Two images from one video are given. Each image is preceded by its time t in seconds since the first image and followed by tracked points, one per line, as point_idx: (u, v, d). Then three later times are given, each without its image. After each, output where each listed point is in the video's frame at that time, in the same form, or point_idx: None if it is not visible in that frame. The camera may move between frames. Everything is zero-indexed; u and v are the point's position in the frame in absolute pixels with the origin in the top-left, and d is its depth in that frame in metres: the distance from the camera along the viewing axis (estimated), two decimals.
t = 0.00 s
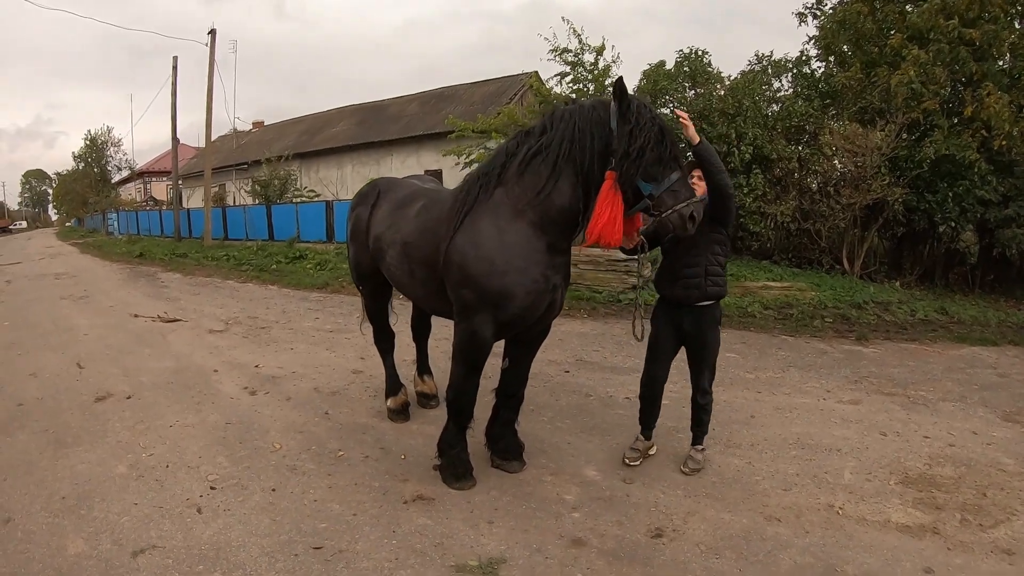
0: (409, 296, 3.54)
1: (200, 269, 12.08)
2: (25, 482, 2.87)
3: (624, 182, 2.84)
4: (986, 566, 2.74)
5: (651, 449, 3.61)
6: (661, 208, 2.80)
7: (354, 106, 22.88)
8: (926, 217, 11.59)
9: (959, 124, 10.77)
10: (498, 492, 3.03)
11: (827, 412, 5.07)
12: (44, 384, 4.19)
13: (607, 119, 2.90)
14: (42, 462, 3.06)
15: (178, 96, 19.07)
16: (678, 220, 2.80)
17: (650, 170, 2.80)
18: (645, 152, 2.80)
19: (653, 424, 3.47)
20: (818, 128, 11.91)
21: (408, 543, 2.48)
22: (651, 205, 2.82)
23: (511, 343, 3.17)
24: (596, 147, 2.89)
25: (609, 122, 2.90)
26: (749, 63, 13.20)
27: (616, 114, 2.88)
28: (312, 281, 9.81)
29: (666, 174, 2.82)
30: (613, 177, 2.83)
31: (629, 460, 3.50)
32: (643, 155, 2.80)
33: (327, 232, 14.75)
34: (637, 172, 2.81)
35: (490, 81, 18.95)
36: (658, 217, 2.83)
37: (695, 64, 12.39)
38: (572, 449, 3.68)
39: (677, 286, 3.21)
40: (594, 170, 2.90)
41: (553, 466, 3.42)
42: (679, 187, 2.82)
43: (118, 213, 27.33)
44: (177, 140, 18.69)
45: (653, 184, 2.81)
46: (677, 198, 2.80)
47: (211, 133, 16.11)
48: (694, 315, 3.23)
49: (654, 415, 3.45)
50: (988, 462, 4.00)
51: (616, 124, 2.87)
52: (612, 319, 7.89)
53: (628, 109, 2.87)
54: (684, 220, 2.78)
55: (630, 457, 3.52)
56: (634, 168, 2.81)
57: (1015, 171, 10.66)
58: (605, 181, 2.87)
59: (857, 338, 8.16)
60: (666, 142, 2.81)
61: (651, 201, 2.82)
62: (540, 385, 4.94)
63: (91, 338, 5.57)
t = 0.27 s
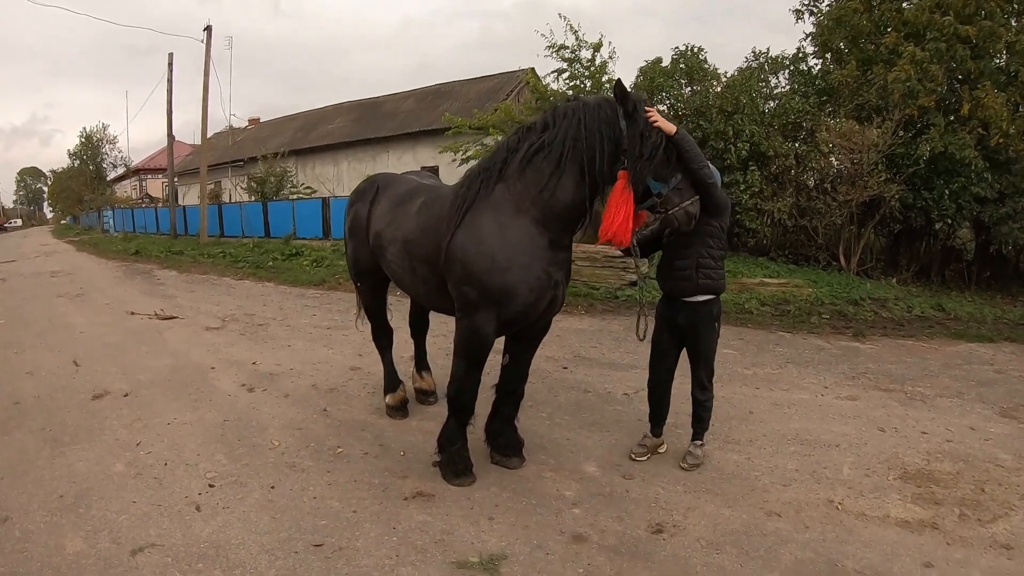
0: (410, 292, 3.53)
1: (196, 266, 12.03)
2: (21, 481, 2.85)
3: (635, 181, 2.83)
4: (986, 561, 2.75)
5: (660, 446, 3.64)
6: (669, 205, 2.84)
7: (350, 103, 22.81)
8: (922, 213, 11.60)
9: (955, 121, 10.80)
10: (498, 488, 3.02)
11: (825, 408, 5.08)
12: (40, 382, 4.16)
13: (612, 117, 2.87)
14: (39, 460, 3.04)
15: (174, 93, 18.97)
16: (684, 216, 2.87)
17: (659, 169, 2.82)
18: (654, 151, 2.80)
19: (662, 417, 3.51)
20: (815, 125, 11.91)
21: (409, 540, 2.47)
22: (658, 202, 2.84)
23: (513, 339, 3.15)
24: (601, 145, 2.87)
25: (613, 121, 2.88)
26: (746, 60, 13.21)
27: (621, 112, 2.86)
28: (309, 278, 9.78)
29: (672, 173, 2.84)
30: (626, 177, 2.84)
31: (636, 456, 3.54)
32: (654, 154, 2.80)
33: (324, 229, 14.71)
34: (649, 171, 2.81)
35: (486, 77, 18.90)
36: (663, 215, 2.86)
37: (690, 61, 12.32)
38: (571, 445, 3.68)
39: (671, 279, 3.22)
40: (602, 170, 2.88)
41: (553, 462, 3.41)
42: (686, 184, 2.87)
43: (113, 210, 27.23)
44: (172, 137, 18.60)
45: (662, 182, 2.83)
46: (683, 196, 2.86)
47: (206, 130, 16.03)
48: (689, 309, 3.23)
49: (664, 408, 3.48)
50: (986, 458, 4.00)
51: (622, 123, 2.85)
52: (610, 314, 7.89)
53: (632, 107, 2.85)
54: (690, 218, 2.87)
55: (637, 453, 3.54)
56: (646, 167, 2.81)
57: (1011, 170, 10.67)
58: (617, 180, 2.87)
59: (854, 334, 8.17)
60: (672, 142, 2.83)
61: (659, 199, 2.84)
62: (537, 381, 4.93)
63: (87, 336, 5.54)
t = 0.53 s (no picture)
0: (407, 290, 3.52)
1: (192, 264, 11.99)
2: (17, 479, 2.84)
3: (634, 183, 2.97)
4: (981, 558, 2.76)
5: (658, 443, 3.66)
6: (660, 208, 3.01)
7: (345, 100, 22.74)
8: (917, 211, 11.64)
9: (950, 120, 10.83)
10: (496, 485, 3.03)
11: (821, 405, 5.10)
12: (36, 381, 4.14)
13: (614, 118, 2.93)
14: (35, 459, 3.03)
15: (169, 90, 18.89)
16: (673, 218, 3.06)
17: (656, 172, 3.00)
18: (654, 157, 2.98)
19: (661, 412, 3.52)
20: (810, 123, 11.93)
21: (407, 538, 2.47)
22: (651, 204, 3.01)
23: (510, 337, 3.15)
24: (603, 145, 2.92)
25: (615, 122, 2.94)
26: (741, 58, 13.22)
27: (624, 113, 2.93)
28: (305, 276, 9.76)
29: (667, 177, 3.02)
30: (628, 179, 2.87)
31: (635, 451, 3.54)
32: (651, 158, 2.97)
33: (320, 226, 14.68)
34: (646, 174, 2.98)
35: (482, 75, 18.88)
36: (654, 216, 3.02)
37: (687, 59, 12.32)
38: (568, 443, 3.68)
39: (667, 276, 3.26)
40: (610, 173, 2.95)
41: (550, 459, 3.41)
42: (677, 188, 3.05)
43: (108, 208, 27.12)
44: (167, 134, 18.53)
45: (657, 185, 3.02)
46: (674, 200, 3.03)
47: (201, 127, 15.98)
48: (684, 306, 3.26)
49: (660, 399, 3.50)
50: (981, 455, 4.03)
51: (625, 125, 2.92)
52: (606, 312, 7.90)
53: (635, 110, 2.93)
54: (678, 220, 3.06)
55: (636, 448, 3.56)
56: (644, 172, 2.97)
57: (1008, 169, 10.71)
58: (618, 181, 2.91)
59: (849, 332, 8.20)
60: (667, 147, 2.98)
61: (653, 202, 3.02)
62: (534, 379, 4.94)
63: (82, 334, 5.52)
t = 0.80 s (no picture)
0: (403, 289, 3.52)
1: (188, 262, 11.95)
2: (13, 479, 2.83)
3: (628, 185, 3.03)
4: (977, 555, 2.78)
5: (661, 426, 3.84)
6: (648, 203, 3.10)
7: (341, 99, 22.70)
8: (912, 210, 11.69)
9: (945, 120, 10.88)
10: (492, 483, 3.03)
11: (817, 404, 5.12)
12: (31, 380, 4.13)
13: (613, 121, 2.94)
14: (31, 458, 3.03)
15: (164, 88, 18.82)
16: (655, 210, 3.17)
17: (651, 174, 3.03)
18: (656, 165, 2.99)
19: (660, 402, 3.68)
20: (805, 122, 11.96)
21: (404, 536, 2.47)
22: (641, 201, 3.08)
23: (506, 336, 3.16)
24: (600, 148, 2.92)
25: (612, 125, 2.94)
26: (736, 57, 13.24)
27: (623, 117, 2.95)
28: (301, 274, 9.75)
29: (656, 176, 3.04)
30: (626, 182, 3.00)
31: (639, 436, 3.77)
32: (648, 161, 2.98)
33: (316, 225, 14.66)
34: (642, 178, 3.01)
35: (478, 74, 18.87)
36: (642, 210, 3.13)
37: (682, 58, 12.34)
38: (564, 441, 3.70)
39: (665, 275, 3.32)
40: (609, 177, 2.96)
41: (546, 458, 3.42)
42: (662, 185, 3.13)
43: (102, 206, 27.03)
44: (162, 133, 18.47)
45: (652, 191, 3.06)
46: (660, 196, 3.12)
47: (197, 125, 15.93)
48: (682, 304, 3.31)
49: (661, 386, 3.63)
50: (975, 453, 4.05)
51: (624, 129, 2.94)
52: (603, 310, 7.91)
53: (633, 115, 2.96)
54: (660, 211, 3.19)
55: (640, 433, 3.78)
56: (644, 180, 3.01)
57: (1001, 168, 10.82)
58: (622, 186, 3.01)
59: (845, 330, 8.24)
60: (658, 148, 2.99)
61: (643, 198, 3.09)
62: (530, 377, 4.95)
63: (77, 333, 5.50)
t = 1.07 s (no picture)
0: (401, 286, 3.51)
1: (184, 262, 11.93)
2: (11, 478, 2.83)
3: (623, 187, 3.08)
4: (972, 550, 2.79)
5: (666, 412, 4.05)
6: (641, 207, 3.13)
7: (337, 98, 22.67)
8: (907, 208, 11.73)
9: (940, 118, 10.94)
10: (490, 480, 3.04)
11: (813, 400, 5.14)
12: (27, 379, 4.12)
13: (615, 126, 3.00)
14: (29, 457, 3.03)
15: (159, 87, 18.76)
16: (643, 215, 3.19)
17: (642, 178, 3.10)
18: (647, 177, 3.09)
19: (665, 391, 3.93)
20: (801, 121, 11.99)
21: (402, 533, 2.48)
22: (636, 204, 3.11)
23: (505, 332, 3.17)
24: (601, 150, 2.97)
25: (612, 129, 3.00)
26: (731, 56, 13.27)
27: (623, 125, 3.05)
28: (298, 273, 9.74)
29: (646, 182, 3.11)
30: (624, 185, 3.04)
31: (649, 423, 3.98)
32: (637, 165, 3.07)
33: (313, 224, 14.64)
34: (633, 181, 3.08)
35: (474, 72, 18.86)
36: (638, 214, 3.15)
37: (678, 56, 12.38)
38: (562, 437, 3.71)
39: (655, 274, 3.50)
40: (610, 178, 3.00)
41: (544, 454, 3.43)
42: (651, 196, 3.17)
43: (98, 206, 26.96)
44: (157, 132, 18.42)
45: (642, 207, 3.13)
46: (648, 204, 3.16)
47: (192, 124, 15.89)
48: (672, 301, 3.47)
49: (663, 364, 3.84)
50: (971, 449, 4.08)
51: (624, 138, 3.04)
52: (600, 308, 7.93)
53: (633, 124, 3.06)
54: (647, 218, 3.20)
55: (650, 420, 3.98)
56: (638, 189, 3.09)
57: (996, 165, 10.80)
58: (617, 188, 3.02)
59: (841, 328, 8.27)
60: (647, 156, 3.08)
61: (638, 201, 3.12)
62: (527, 374, 4.96)
63: (73, 332, 5.49)
